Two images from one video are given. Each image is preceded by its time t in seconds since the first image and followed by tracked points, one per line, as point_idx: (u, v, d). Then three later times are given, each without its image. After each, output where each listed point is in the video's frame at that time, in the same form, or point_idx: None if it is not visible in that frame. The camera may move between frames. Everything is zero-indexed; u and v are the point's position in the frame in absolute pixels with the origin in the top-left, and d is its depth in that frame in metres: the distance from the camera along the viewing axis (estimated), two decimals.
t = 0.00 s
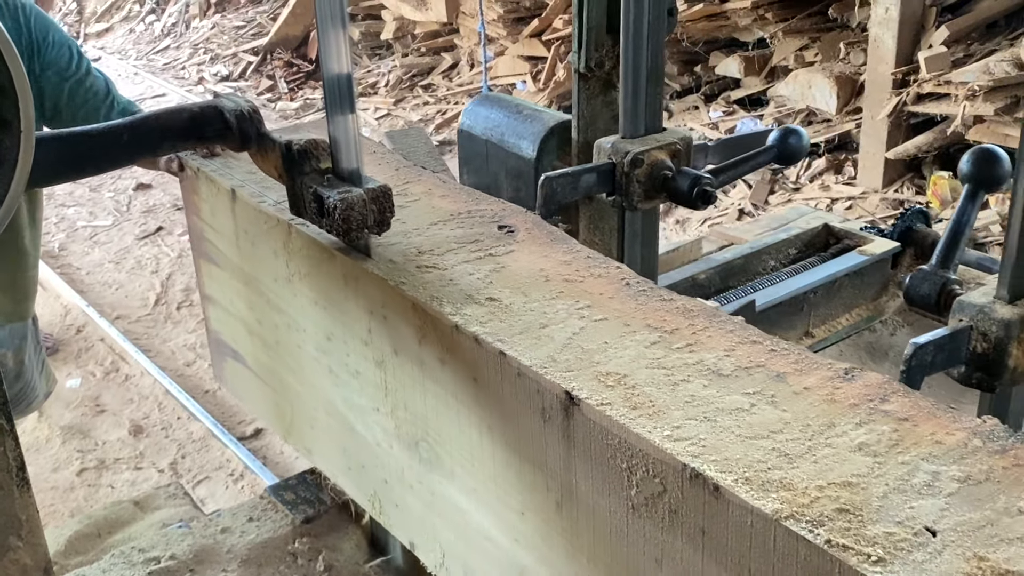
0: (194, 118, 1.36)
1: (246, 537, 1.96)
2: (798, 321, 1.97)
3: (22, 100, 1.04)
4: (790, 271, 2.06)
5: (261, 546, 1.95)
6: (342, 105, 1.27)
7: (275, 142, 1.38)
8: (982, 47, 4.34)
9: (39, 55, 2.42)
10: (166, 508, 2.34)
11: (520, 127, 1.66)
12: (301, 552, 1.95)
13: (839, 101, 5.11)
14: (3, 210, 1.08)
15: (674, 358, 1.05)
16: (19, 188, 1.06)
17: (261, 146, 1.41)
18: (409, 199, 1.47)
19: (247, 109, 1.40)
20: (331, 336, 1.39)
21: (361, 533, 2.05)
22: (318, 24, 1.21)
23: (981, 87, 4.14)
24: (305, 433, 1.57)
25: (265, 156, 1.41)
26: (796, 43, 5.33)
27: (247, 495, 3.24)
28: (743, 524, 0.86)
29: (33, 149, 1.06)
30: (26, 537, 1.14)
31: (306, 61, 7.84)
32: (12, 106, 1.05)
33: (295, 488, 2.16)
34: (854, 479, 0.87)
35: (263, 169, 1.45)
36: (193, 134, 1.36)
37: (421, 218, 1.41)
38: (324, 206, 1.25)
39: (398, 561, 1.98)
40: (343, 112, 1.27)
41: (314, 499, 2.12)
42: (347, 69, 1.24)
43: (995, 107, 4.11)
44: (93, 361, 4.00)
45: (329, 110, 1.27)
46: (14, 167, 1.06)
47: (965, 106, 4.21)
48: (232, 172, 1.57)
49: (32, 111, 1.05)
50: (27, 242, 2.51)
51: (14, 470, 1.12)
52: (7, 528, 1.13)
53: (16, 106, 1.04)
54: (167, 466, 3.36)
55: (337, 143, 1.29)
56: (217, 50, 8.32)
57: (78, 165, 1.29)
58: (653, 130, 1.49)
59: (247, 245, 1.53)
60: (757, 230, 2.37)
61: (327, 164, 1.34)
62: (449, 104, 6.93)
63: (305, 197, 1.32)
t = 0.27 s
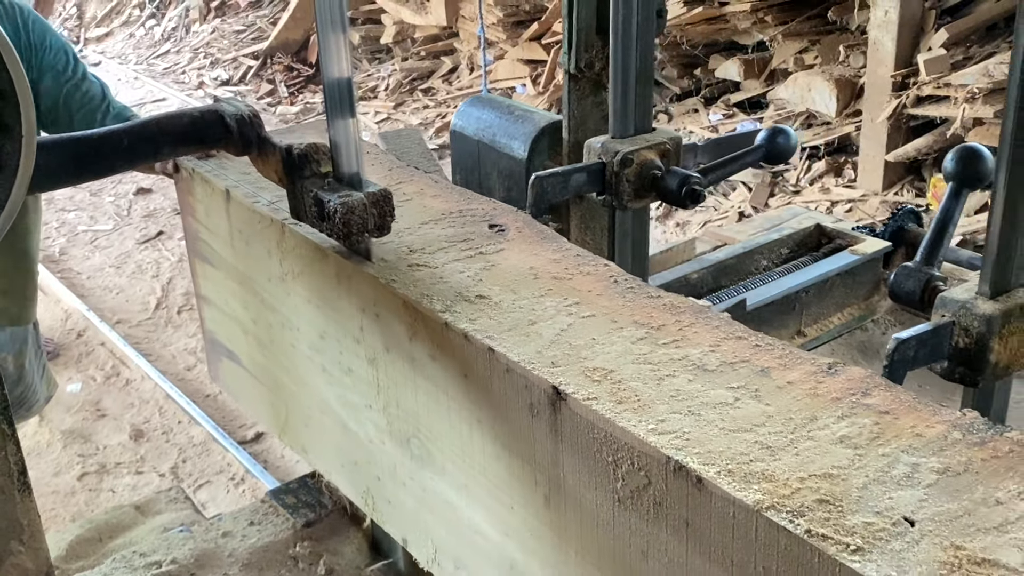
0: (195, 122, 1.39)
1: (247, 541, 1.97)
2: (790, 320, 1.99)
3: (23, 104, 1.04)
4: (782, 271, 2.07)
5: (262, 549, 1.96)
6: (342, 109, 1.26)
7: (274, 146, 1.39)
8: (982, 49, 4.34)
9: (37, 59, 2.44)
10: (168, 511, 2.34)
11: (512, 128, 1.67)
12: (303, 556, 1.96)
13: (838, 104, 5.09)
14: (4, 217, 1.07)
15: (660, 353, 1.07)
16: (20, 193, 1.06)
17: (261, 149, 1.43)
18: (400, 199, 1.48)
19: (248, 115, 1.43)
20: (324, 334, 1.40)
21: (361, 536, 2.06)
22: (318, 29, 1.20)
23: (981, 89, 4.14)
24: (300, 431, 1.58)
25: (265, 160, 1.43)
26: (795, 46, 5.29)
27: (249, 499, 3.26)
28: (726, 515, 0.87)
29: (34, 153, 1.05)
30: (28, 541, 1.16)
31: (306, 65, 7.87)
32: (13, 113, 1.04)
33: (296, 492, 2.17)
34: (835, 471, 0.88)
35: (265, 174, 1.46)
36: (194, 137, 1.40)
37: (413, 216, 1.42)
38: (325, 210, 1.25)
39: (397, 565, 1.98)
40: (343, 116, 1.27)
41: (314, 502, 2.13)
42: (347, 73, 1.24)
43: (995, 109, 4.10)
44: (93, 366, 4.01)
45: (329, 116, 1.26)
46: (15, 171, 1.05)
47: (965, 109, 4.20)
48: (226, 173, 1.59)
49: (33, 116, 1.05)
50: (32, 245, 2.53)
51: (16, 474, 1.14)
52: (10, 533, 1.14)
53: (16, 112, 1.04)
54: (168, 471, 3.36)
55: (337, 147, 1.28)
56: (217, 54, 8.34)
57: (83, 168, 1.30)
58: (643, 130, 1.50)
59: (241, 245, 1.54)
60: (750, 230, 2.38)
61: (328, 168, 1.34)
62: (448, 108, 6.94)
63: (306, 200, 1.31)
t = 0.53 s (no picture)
0: (193, 123, 1.39)
1: (246, 543, 1.98)
2: (781, 316, 1.99)
3: (19, 106, 1.06)
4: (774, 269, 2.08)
5: (261, 552, 1.97)
6: (341, 111, 1.27)
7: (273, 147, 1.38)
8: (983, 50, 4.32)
9: (32, 59, 2.45)
10: (167, 515, 2.37)
11: (501, 126, 1.67)
12: (301, 558, 1.97)
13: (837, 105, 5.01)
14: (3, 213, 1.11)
15: (645, 347, 1.08)
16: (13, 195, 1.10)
17: (258, 151, 1.42)
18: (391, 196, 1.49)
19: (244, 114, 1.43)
20: (315, 331, 1.41)
21: (361, 539, 2.06)
22: (316, 30, 1.21)
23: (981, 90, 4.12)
24: (292, 428, 1.60)
25: (264, 162, 1.42)
26: (795, 46, 5.17)
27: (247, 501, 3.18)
28: (708, 505, 0.89)
29: (29, 155, 1.09)
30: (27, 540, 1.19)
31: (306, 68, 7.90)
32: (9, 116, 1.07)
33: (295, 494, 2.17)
34: (815, 460, 0.90)
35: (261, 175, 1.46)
36: (192, 140, 1.39)
37: (404, 213, 1.44)
38: (324, 212, 1.25)
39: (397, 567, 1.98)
40: (342, 119, 1.27)
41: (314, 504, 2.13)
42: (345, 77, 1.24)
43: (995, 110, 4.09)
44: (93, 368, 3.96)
45: (329, 119, 1.27)
46: (11, 171, 1.09)
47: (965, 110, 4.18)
48: (218, 172, 1.60)
49: (28, 118, 1.08)
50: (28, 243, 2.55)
51: (13, 478, 1.30)
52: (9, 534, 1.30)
53: (11, 113, 1.07)
54: (166, 472, 3.32)
55: (336, 148, 1.29)
56: (217, 57, 8.34)
57: (79, 169, 1.31)
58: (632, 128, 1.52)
59: (234, 243, 1.55)
60: (741, 229, 2.40)
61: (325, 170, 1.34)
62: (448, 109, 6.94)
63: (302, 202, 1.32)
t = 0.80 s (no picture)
0: (190, 125, 1.38)
1: (244, 546, 1.97)
2: (772, 314, 2.00)
3: (14, 107, 1.08)
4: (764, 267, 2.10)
5: (259, 554, 1.96)
6: (338, 113, 1.27)
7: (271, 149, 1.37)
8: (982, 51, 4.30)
9: (26, 59, 2.45)
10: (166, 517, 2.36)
11: (490, 124, 1.68)
12: (300, 560, 1.96)
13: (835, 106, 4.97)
14: None
15: (630, 342, 1.10)
16: (10, 197, 1.12)
17: (255, 152, 1.41)
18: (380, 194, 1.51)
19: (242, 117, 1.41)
20: (306, 328, 1.43)
21: (358, 541, 2.03)
22: (314, 34, 1.21)
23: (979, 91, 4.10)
24: (283, 425, 1.61)
25: (263, 163, 1.40)
26: (794, 48, 5.12)
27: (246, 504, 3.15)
28: (689, 496, 0.90)
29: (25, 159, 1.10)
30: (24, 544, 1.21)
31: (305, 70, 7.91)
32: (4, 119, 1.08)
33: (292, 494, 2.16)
34: (795, 452, 0.91)
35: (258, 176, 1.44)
36: (189, 142, 1.38)
37: (394, 211, 1.45)
38: (322, 214, 1.25)
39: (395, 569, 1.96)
40: (339, 120, 1.27)
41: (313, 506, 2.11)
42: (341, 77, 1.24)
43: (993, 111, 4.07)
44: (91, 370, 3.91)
45: (325, 121, 1.26)
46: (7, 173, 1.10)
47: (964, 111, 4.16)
48: (210, 171, 1.61)
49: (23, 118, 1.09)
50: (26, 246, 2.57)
51: (11, 481, 1.24)
52: (7, 536, 1.25)
53: (7, 116, 1.08)
54: (165, 475, 3.28)
55: (332, 150, 1.28)
56: (215, 60, 8.33)
57: (75, 172, 1.30)
58: (620, 127, 1.53)
59: (225, 241, 1.57)
60: (733, 228, 2.41)
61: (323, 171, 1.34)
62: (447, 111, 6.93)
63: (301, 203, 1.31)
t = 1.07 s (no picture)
0: (188, 128, 1.37)
1: (243, 547, 1.92)
2: (763, 314, 2.00)
3: (13, 112, 1.09)
4: (755, 267, 2.11)
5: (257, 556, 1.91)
6: (337, 114, 1.25)
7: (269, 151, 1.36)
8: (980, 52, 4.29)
9: (22, 62, 2.47)
10: (164, 519, 2.30)
11: (481, 123, 1.69)
12: (299, 563, 1.92)
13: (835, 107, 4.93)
14: None
15: (616, 336, 1.11)
16: (7, 198, 1.12)
17: (253, 155, 1.40)
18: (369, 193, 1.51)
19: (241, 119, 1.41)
20: (297, 326, 1.44)
21: (357, 543, 2.01)
22: (311, 33, 1.20)
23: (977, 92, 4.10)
24: (276, 422, 1.62)
25: (260, 165, 1.39)
26: (792, 49, 5.11)
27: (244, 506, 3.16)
28: (671, 488, 0.91)
29: (21, 161, 1.11)
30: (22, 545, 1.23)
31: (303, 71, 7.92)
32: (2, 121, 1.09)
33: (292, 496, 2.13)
34: (774, 443, 0.92)
35: (256, 178, 1.44)
36: (187, 143, 1.37)
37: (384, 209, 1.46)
38: (318, 215, 1.24)
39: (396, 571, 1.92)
40: (337, 122, 1.25)
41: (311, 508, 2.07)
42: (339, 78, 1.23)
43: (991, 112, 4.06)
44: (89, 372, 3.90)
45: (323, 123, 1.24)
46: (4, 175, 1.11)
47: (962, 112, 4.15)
48: (203, 170, 1.63)
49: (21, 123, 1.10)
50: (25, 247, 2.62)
51: (10, 483, 1.26)
52: (5, 538, 1.27)
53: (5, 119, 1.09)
54: (165, 477, 3.29)
55: (331, 152, 1.26)
56: (214, 62, 8.35)
57: (72, 173, 1.30)
58: (609, 126, 1.54)
59: (218, 240, 1.58)
60: (725, 227, 2.42)
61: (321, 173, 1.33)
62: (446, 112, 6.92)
63: (300, 205, 1.30)
